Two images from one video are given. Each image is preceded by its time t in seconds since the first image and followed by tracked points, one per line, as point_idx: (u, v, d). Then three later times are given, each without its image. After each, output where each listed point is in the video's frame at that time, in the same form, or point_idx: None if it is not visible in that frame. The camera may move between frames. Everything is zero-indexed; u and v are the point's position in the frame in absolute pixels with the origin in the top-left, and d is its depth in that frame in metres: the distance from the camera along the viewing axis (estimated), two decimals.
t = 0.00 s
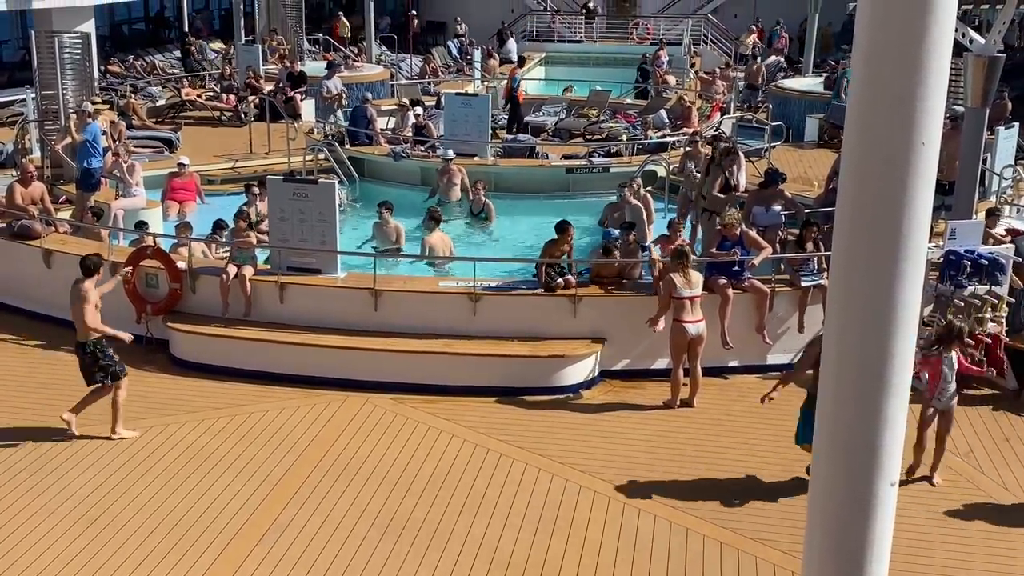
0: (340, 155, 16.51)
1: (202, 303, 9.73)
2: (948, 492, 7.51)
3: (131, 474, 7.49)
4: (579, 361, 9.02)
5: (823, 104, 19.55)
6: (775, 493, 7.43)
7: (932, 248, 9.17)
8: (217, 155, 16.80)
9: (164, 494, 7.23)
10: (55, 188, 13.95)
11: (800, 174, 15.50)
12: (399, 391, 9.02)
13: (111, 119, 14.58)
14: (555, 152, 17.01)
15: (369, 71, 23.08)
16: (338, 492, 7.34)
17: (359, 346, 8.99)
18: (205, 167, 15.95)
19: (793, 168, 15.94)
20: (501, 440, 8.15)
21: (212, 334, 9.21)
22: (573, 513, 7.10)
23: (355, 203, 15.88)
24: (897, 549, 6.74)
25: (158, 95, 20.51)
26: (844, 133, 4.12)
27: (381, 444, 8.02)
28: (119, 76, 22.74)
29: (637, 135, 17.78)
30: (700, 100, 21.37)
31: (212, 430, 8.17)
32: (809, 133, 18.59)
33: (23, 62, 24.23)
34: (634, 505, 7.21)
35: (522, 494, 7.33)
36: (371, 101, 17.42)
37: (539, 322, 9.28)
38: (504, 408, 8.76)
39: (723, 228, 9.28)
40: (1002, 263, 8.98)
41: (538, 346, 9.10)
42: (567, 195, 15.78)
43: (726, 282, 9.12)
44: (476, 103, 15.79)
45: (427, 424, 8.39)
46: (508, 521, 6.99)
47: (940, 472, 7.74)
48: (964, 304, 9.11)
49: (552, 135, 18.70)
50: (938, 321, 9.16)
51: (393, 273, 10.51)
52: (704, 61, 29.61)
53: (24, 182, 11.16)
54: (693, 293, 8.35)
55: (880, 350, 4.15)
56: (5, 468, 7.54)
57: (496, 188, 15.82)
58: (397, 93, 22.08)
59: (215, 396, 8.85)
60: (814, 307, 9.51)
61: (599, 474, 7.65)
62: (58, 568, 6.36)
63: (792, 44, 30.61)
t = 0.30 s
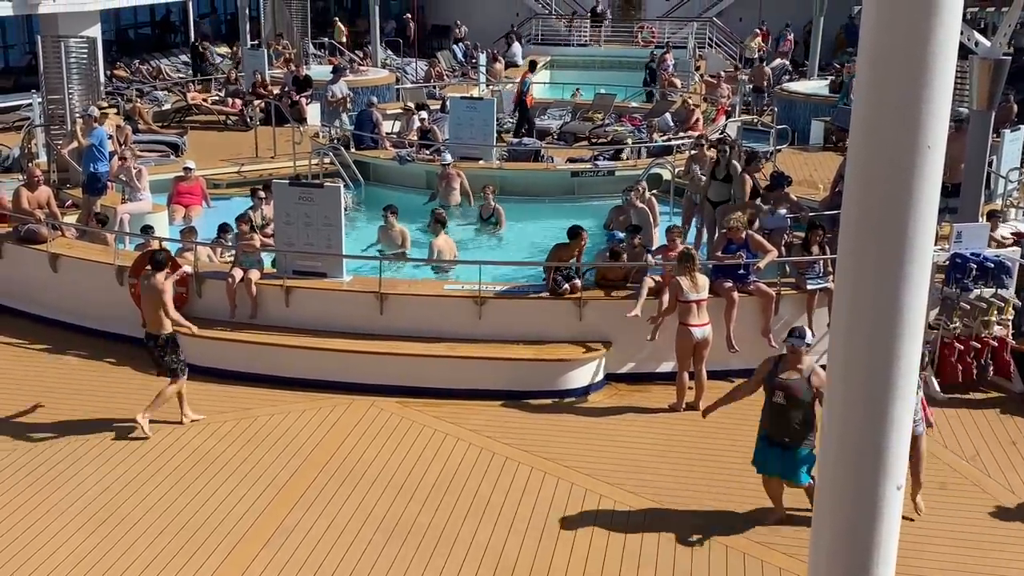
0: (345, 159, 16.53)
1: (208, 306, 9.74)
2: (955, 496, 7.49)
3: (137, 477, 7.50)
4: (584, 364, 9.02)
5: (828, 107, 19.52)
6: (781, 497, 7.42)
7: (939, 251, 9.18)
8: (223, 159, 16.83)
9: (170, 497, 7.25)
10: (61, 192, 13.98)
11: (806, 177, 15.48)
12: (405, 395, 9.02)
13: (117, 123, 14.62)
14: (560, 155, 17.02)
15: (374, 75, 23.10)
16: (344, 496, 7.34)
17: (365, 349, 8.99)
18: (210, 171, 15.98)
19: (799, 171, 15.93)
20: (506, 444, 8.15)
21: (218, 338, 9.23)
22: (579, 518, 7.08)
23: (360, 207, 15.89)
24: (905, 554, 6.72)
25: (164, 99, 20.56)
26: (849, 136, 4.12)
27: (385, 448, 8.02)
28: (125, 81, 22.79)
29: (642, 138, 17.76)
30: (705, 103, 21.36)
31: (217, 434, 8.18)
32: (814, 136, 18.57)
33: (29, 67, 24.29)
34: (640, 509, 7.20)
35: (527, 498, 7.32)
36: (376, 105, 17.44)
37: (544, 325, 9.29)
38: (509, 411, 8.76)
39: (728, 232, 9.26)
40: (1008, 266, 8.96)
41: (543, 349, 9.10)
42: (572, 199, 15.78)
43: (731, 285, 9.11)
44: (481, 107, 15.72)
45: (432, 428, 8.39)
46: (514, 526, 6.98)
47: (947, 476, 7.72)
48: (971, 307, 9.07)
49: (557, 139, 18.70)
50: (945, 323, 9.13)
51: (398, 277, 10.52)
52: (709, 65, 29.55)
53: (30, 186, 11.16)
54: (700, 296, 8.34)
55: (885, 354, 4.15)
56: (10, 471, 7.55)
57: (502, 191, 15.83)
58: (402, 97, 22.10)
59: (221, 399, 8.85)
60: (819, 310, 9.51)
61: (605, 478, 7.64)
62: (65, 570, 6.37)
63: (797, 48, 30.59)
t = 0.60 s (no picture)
0: (352, 159, 16.57)
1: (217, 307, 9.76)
2: (964, 496, 7.48)
3: (146, 478, 7.53)
4: (592, 365, 9.01)
5: (836, 107, 19.50)
6: (789, 497, 7.41)
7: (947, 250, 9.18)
8: (232, 160, 16.88)
9: (177, 497, 7.28)
10: (69, 193, 14.04)
11: (814, 177, 15.46)
12: (413, 395, 9.04)
13: (125, 125, 14.67)
14: (567, 156, 17.03)
15: (382, 76, 23.15)
16: (352, 497, 7.35)
17: (373, 349, 9.01)
18: (218, 172, 16.02)
19: (807, 171, 15.91)
20: (514, 444, 8.15)
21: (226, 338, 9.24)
22: (586, 520, 7.07)
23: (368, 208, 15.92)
24: (913, 554, 6.72)
25: (173, 101, 20.64)
26: (858, 137, 4.12)
27: (393, 449, 8.03)
28: (134, 82, 22.88)
29: (650, 138, 17.75)
30: (713, 103, 21.35)
31: (225, 435, 8.20)
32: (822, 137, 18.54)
33: (38, 68, 24.40)
34: (647, 510, 7.20)
35: (535, 500, 7.32)
36: (384, 106, 17.48)
37: (551, 326, 9.29)
38: (516, 412, 8.76)
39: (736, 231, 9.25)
40: (1017, 266, 8.94)
41: (550, 350, 9.11)
42: (579, 199, 15.78)
43: (739, 284, 9.12)
44: (488, 107, 15.81)
45: (440, 428, 8.41)
46: (520, 527, 6.98)
47: (956, 477, 7.71)
48: (979, 306, 9.06)
49: (564, 139, 18.71)
50: (954, 323, 9.09)
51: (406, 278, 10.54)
52: (717, 65, 29.51)
53: (39, 187, 11.15)
54: (708, 297, 8.34)
55: (893, 354, 4.15)
56: (19, 472, 7.59)
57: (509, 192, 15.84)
58: (410, 98, 22.14)
59: (229, 400, 8.88)
60: (828, 311, 9.49)
61: (612, 478, 7.64)
62: (74, 571, 6.40)
63: (805, 48, 30.55)
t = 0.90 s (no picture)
0: (363, 156, 16.61)
1: (228, 303, 9.78)
2: (977, 493, 7.46)
3: (158, 473, 7.56)
4: (603, 362, 9.01)
5: (847, 103, 19.44)
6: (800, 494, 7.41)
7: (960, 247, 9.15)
8: (242, 156, 16.92)
9: (189, 493, 7.30)
10: (82, 190, 14.10)
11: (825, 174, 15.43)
12: (423, 391, 9.05)
13: (137, 121, 14.71)
14: (578, 152, 17.02)
15: (393, 72, 23.18)
16: (362, 493, 7.37)
17: (384, 346, 9.02)
18: (230, 168, 16.04)
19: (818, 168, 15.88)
20: (525, 441, 8.16)
21: (237, 334, 9.26)
22: (597, 516, 7.08)
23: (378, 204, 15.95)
24: (924, 552, 6.71)
25: (184, 97, 20.71)
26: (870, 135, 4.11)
27: (404, 445, 8.05)
28: (145, 78, 22.96)
29: (660, 134, 17.71)
30: (724, 99, 21.30)
31: (236, 431, 8.23)
32: (834, 133, 18.50)
33: (49, 65, 24.51)
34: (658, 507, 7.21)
35: (547, 497, 7.33)
36: (394, 103, 17.49)
37: (562, 323, 9.29)
38: (527, 408, 8.77)
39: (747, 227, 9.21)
40: None
41: (561, 346, 9.11)
42: (590, 195, 15.79)
43: (750, 282, 9.11)
44: (499, 104, 15.80)
45: (451, 425, 8.42)
46: (531, 523, 6.99)
47: (968, 475, 7.69)
48: (990, 304, 9.08)
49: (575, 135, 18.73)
50: (966, 320, 9.07)
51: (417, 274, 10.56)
52: (728, 61, 29.40)
53: (51, 183, 11.18)
54: (719, 294, 8.31)
55: (906, 353, 4.13)
56: (32, 468, 7.62)
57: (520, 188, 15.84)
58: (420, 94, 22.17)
59: (241, 396, 8.91)
60: (839, 308, 9.47)
61: (623, 475, 7.65)
62: (85, 567, 6.43)
63: (816, 44, 30.48)
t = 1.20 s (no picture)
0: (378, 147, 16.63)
1: (242, 294, 9.82)
2: (993, 487, 7.43)
3: (174, 463, 7.61)
4: (617, 355, 9.00)
5: (864, 95, 19.33)
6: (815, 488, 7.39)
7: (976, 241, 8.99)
8: (258, 147, 16.97)
9: (205, 483, 7.35)
10: (98, 180, 14.16)
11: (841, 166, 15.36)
12: (438, 383, 9.07)
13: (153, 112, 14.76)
14: (593, 143, 17.00)
15: (408, 63, 23.18)
16: (377, 484, 7.39)
17: (398, 337, 9.04)
18: (245, 159, 16.09)
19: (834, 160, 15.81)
20: (539, 432, 8.17)
21: (253, 325, 9.30)
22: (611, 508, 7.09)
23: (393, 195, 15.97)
24: (939, 545, 6.68)
25: (200, 88, 20.77)
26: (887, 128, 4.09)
27: (419, 437, 8.06)
28: (161, 69, 23.04)
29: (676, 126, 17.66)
30: (740, 91, 21.21)
31: (252, 421, 8.27)
32: (850, 126, 18.40)
33: (66, 56, 24.61)
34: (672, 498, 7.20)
35: (561, 488, 7.33)
36: (409, 94, 17.50)
37: (576, 315, 9.29)
38: (541, 400, 8.78)
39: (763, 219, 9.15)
40: None
41: (575, 338, 9.11)
42: (605, 187, 15.76)
43: (765, 275, 9.07)
44: (514, 95, 15.82)
45: (466, 416, 8.43)
46: (545, 515, 7.00)
47: (984, 469, 7.65)
48: (1009, 297, 9.00)
49: (590, 127, 18.71)
50: (983, 313, 8.99)
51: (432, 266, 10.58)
52: (745, 52, 29.25)
53: (67, 174, 11.02)
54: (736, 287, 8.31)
55: (922, 347, 4.11)
56: (49, 457, 7.68)
57: (534, 180, 15.83)
58: (435, 85, 22.18)
59: (256, 386, 8.94)
60: (855, 301, 9.43)
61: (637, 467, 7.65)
62: (101, 555, 6.48)
63: (833, 36, 30.32)
